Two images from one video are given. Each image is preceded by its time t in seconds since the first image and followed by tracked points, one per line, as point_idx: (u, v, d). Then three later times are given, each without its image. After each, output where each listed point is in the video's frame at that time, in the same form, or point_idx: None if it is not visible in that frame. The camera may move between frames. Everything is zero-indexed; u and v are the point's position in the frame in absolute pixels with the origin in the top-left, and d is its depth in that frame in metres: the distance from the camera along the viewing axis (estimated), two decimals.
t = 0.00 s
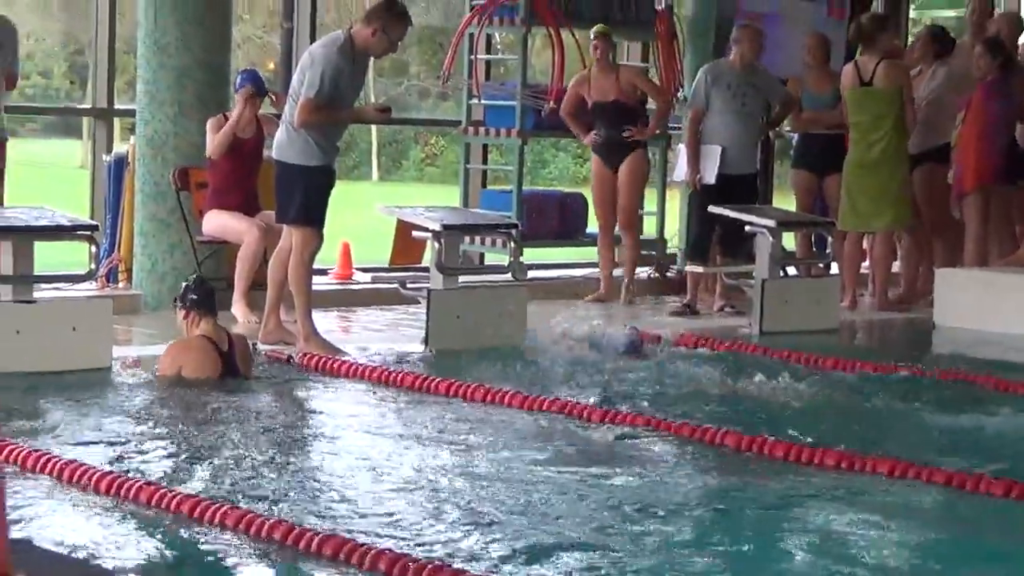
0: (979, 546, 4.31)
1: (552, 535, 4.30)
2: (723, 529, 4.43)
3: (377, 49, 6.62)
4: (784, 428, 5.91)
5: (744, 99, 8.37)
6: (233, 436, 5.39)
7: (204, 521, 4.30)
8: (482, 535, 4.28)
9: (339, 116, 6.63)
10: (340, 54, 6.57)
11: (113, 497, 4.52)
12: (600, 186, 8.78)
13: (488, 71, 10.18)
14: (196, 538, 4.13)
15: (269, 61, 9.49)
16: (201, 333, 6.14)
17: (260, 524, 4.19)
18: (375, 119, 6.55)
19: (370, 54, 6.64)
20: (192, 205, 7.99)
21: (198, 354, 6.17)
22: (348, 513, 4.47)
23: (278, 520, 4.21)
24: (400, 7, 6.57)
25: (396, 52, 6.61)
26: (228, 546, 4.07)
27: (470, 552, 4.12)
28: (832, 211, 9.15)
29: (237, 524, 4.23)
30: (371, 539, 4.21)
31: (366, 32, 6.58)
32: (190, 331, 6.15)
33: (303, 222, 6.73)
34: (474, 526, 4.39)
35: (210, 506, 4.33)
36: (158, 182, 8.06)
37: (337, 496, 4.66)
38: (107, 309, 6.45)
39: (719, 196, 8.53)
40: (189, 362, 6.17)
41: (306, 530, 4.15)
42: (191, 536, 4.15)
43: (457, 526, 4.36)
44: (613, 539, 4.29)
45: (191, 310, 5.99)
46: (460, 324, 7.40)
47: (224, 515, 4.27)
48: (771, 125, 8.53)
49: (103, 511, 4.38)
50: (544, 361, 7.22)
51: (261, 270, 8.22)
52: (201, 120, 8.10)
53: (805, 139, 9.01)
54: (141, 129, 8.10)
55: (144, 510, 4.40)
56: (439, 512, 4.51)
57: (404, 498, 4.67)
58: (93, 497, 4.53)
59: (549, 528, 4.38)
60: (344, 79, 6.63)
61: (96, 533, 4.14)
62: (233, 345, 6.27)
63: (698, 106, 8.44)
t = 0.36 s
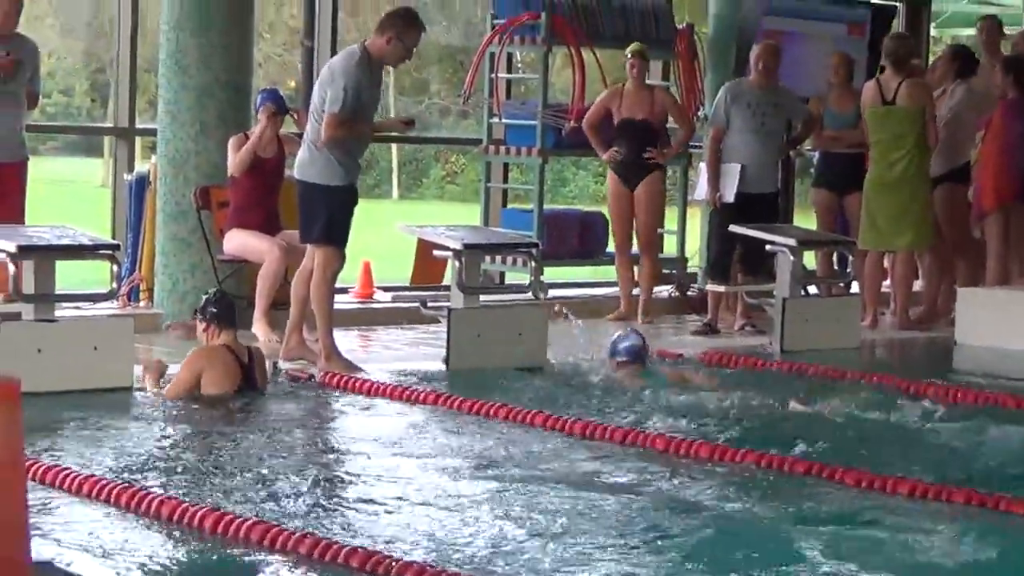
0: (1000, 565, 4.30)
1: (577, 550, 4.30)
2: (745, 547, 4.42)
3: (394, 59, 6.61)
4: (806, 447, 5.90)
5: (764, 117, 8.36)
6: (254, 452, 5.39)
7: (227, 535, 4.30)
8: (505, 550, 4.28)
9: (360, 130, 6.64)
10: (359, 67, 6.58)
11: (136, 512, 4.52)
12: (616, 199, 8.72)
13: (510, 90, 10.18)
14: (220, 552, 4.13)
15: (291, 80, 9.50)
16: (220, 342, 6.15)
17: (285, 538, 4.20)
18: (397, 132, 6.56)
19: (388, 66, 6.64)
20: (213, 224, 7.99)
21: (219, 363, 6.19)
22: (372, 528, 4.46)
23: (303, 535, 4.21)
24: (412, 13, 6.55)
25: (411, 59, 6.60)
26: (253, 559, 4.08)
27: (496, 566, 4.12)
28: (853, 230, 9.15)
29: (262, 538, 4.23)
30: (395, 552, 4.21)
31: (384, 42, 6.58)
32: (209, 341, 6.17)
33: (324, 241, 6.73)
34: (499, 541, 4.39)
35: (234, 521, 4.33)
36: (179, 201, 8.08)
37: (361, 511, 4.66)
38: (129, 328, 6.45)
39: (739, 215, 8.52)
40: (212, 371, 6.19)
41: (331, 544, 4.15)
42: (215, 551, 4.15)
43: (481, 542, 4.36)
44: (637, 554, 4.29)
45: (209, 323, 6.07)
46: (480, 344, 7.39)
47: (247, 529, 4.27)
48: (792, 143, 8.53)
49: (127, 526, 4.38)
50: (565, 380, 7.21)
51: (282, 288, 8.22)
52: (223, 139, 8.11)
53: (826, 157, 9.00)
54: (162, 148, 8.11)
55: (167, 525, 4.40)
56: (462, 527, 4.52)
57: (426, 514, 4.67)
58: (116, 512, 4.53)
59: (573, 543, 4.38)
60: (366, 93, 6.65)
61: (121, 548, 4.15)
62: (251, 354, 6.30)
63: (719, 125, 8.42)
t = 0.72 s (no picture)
0: None
1: (590, 569, 4.30)
2: (759, 564, 4.42)
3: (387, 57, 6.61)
4: (820, 462, 5.90)
5: (778, 132, 8.36)
6: (268, 470, 5.40)
7: (242, 555, 4.30)
8: (519, 569, 4.28)
9: (370, 134, 6.64)
10: (356, 75, 6.57)
11: (150, 532, 4.53)
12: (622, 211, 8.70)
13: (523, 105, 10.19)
14: (234, 573, 4.13)
15: (304, 95, 9.53)
16: (240, 348, 6.25)
17: (300, 559, 4.20)
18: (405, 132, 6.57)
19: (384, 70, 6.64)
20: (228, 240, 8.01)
21: (239, 369, 6.28)
22: (385, 547, 4.46)
23: (317, 555, 4.21)
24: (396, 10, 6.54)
25: (404, 55, 6.60)
26: None
27: None
28: (867, 244, 9.15)
29: (276, 559, 4.23)
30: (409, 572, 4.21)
31: (377, 44, 6.58)
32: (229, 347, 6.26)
33: (337, 256, 6.73)
34: (513, 560, 4.38)
35: (249, 541, 4.33)
36: (193, 217, 8.09)
37: (376, 531, 4.66)
38: (142, 343, 6.44)
39: (753, 230, 8.52)
40: (236, 375, 6.28)
41: (345, 565, 4.14)
42: (229, 572, 4.15)
43: (493, 561, 4.36)
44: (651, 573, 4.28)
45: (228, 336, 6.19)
46: (494, 359, 7.39)
47: (261, 549, 4.27)
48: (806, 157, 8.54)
49: (141, 546, 4.38)
50: (579, 395, 7.22)
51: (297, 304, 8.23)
52: (236, 156, 8.12)
53: (840, 172, 9.00)
54: (176, 164, 8.12)
55: (182, 545, 4.40)
56: (477, 547, 4.51)
57: (438, 532, 4.67)
58: (131, 532, 4.53)
59: (587, 562, 4.37)
60: (369, 100, 6.64)
61: (135, 568, 4.15)
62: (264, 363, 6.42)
63: (733, 140, 8.43)
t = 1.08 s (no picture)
0: None
1: None
2: None
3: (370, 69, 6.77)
4: (824, 477, 5.89)
5: (781, 146, 8.36)
6: (272, 482, 5.39)
7: (245, 567, 4.30)
8: None
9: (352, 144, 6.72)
10: (335, 86, 6.69)
11: (154, 544, 4.52)
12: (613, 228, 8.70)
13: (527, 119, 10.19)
14: None
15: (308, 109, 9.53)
16: (239, 360, 6.26)
17: (304, 570, 4.19)
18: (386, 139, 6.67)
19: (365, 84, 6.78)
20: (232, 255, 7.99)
21: (236, 381, 6.27)
22: (388, 559, 4.46)
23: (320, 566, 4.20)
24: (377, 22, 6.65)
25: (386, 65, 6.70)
26: None
27: None
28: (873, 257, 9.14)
29: (280, 570, 4.22)
30: None
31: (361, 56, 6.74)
32: (228, 358, 6.29)
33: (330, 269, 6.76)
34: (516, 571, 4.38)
35: (252, 553, 4.33)
36: (197, 231, 8.09)
37: (378, 542, 4.65)
38: (146, 357, 6.44)
39: (756, 244, 8.53)
40: (231, 393, 6.29)
41: None
42: None
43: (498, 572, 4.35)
44: None
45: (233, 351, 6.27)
46: (497, 373, 7.39)
47: (264, 561, 4.27)
48: (810, 171, 8.55)
49: (144, 559, 4.37)
50: (582, 408, 7.22)
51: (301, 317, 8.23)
52: (240, 171, 8.13)
53: (845, 186, 9.01)
54: (181, 177, 8.12)
55: (185, 556, 4.40)
56: (480, 559, 4.50)
57: (442, 544, 4.66)
58: (135, 544, 4.53)
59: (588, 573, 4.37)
60: (351, 110, 6.74)
61: None
62: (272, 379, 6.34)
63: (736, 154, 8.43)
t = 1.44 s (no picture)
0: None
1: None
2: None
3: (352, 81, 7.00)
4: (829, 482, 5.89)
5: (784, 152, 8.37)
6: (277, 486, 5.39)
7: (250, 572, 4.29)
8: None
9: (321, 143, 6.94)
10: (303, 88, 6.97)
11: (159, 548, 4.52)
12: (602, 242, 8.67)
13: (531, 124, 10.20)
14: None
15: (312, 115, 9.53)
16: (233, 367, 6.23)
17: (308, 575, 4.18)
18: (334, 138, 6.88)
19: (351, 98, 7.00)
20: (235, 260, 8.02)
21: (234, 387, 6.25)
22: (391, 564, 4.46)
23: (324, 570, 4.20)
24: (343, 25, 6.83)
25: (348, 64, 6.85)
26: None
27: None
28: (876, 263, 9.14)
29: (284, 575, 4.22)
30: None
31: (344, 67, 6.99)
32: (222, 365, 6.25)
33: (295, 266, 7.02)
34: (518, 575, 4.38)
35: (257, 558, 4.32)
36: (201, 237, 8.10)
37: (381, 546, 4.65)
38: (148, 359, 6.42)
39: (760, 251, 8.52)
40: (228, 399, 6.26)
41: None
42: None
43: None
44: None
45: (225, 359, 6.24)
46: (501, 378, 7.39)
47: (269, 566, 4.26)
48: (814, 176, 8.55)
49: (149, 563, 4.37)
50: (586, 413, 7.22)
51: (304, 323, 8.23)
52: (244, 177, 8.13)
53: (848, 192, 9.01)
54: (184, 183, 8.13)
55: (189, 561, 4.39)
56: (485, 563, 4.50)
57: (446, 548, 4.66)
58: (142, 548, 4.52)
59: None
60: (322, 110, 6.96)
61: None
62: (268, 383, 6.33)
63: (739, 160, 8.43)
